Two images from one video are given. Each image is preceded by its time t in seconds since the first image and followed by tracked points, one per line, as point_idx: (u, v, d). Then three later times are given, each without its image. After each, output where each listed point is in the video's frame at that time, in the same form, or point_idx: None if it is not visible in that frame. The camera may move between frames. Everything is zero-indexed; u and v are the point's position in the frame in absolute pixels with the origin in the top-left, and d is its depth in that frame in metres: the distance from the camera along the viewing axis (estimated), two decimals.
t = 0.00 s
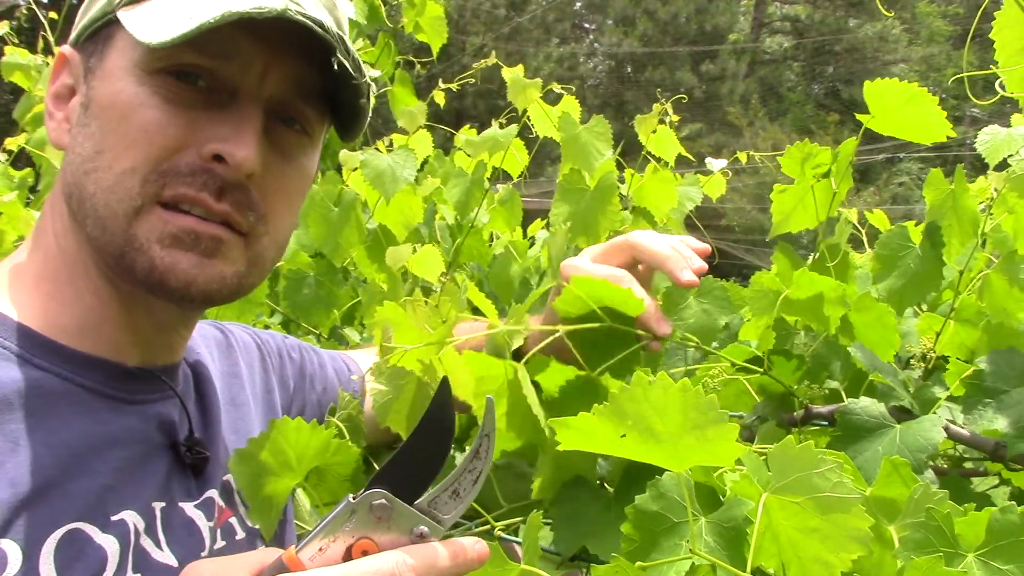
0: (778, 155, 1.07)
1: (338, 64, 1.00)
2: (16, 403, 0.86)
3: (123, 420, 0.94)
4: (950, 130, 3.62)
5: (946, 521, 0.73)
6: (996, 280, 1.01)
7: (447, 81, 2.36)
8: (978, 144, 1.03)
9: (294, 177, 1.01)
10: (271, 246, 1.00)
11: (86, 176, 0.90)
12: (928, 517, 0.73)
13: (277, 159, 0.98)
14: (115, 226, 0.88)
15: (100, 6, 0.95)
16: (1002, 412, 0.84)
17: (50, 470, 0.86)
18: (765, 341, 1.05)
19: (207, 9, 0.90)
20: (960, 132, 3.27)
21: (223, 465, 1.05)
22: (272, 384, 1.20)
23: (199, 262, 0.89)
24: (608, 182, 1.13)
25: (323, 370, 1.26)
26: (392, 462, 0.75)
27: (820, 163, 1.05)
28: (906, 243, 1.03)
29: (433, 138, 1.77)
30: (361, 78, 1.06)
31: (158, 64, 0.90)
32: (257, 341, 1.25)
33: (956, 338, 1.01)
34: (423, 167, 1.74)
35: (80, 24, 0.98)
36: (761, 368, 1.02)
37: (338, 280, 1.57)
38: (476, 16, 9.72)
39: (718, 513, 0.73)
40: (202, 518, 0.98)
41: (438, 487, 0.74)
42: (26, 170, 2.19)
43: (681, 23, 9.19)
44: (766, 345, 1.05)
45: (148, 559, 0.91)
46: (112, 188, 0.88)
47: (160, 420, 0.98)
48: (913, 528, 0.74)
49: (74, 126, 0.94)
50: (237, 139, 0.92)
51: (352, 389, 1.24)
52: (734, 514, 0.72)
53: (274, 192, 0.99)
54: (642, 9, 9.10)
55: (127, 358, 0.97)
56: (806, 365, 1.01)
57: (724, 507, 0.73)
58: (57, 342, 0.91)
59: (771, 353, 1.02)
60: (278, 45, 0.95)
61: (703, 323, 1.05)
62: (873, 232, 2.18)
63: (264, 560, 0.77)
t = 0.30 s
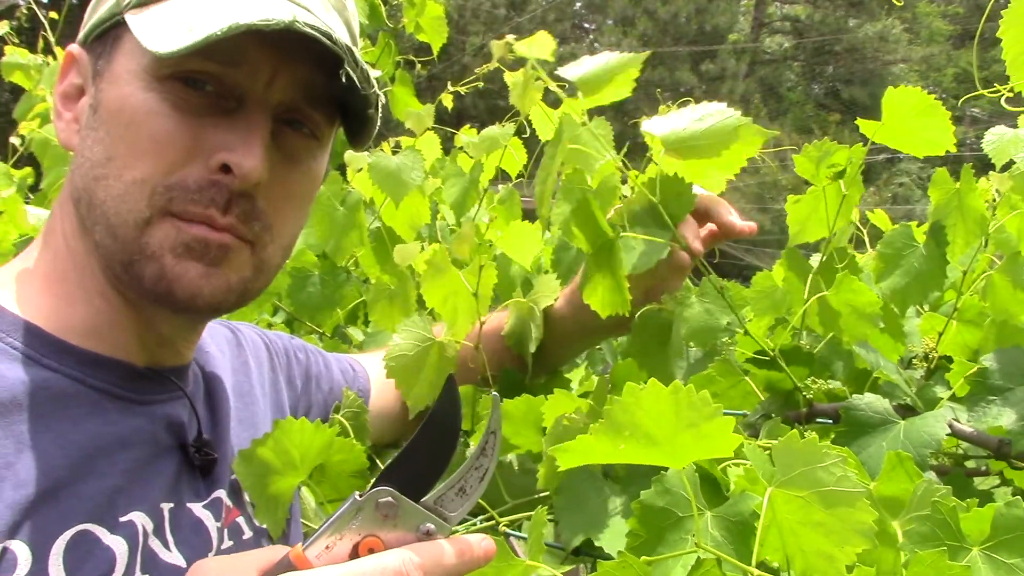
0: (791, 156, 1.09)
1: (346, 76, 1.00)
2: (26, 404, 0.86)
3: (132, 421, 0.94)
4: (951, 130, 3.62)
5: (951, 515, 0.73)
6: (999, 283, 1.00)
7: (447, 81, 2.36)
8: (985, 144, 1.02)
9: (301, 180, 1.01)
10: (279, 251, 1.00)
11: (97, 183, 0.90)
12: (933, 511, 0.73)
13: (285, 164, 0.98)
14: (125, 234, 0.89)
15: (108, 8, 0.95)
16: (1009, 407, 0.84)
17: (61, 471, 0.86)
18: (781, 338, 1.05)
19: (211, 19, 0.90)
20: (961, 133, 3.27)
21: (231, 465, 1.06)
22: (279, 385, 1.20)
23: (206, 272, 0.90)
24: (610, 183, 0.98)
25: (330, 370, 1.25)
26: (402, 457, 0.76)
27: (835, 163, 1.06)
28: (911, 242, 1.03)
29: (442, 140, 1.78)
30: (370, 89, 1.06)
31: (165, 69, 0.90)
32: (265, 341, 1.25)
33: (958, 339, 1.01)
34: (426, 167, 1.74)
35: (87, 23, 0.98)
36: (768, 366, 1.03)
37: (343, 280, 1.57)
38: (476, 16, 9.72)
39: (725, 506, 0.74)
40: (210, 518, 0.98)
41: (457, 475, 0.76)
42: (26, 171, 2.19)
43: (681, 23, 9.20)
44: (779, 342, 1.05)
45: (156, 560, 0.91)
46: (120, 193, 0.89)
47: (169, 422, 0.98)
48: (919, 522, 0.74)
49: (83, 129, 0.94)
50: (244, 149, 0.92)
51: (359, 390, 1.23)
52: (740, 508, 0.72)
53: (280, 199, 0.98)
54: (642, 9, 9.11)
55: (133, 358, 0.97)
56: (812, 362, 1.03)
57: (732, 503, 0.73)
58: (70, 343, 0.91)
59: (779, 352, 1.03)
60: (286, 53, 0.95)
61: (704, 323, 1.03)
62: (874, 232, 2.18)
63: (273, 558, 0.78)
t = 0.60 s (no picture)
0: (780, 155, 1.08)
1: (349, 79, 0.99)
2: (26, 404, 0.86)
3: (133, 421, 0.94)
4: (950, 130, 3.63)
5: (950, 520, 0.74)
6: (1001, 285, 1.00)
7: (445, 81, 2.36)
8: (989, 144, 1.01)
9: (303, 183, 1.00)
10: (279, 254, 1.00)
11: (96, 183, 0.90)
12: (932, 516, 0.73)
13: (287, 164, 0.97)
14: (122, 235, 0.89)
15: (109, 6, 0.95)
16: (1003, 409, 0.84)
17: (62, 471, 0.86)
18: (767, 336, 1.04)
19: (212, 22, 0.89)
20: (961, 133, 3.27)
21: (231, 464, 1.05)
22: (279, 384, 1.20)
23: (202, 279, 0.90)
24: (607, 185, 1.22)
25: (329, 369, 1.26)
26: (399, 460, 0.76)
27: (825, 160, 1.06)
28: (912, 242, 1.02)
29: (437, 139, 1.77)
30: (372, 93, 1.05)
31: (166, 70, 0.90)
32: (264, 339, 1.25)
33: (957, 339, 1.01)
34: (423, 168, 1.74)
35: (88, 23, 0.98)
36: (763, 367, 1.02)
37: (336, 282, 1.56)
38: (476, 16, 9.72)
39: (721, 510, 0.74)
40: (210, 518, 0.98)
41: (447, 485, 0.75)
42: (24, 171, 2.19)
43: (681, 23, 9.20)
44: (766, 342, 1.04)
45: (157, 560, 0.90)
46: (119, 194, 0.89)
47: (170, 422, 0.98)
48: (917, 528, 0.74)
49: (83, 128, 0.93)
50: (246, 152, 0.92)
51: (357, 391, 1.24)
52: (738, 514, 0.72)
53: (281, 200, 0.98)
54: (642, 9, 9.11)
55: (134, 358, 0.97)
56: (806, 361, 1.02)
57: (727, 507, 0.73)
58: (70, 344, 0.91)
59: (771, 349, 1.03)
60: (290, 55, 0.94)
61: (703, 323, 1.04)
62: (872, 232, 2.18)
63: (274, 559, 0.77)
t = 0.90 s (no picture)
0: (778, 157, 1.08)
1: (350, 84, 1.00)
2: (21, 406, 0.86)
3: (128, 422, 0.93)
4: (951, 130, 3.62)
5: (947, 526, 0.73)
6: (1000, 285, 1.01)
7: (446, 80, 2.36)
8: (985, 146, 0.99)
9: (302, 185, 1.00)
10: (276, 255, 1.00)
11: (95, 184, 0.90)
12: (928, 522, 0.73)
13: (287, 168, 0.97)
14: (119, 236, 0.89)
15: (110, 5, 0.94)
16: (1001, 416, 0.83)
17: (55, 474, 0.86)
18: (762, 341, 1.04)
19: (212, 24, 0.89)
20: (961, 133, 3.27)
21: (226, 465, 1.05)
22: (276, 382, 1.20)
23: (195, 284, 0.90)
24: (607, 184, 1.22)
25: (328, 367, 1.26)
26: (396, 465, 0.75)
27: (821, 164, 1.05)
28: (911, 243, 1.02)
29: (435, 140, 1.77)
30: (373, 97, 1.05)
31: (166, 70, 0.90)
32: (261, 338, 1.24)
33: (957, 339, 1.02)
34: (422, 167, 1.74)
35: (87, 22, 0.98)
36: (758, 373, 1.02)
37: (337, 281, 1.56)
38: (476, 16, 9.71)
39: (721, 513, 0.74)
40: (206, 520, 0.98)
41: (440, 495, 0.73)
42: (22, 170, 2.19)
43: (681, 23, 9.20)
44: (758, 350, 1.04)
45: (152, 562, 0.90)
46: (114, 194, 0.89)
47: (164, 423, 0.98)
48: (915, 533, 0.74)
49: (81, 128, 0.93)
50: (245, 153, 0.92)
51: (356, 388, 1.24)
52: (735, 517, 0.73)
53: (281, 203, 0.98)
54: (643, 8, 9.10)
55: (130, 360, 0.97)
56: (804, 366, 0.99)
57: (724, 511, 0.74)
58: (64, 346, 0.91)
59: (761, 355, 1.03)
60: (291, 58, 0.94)
61: (703, 324, 1.07)
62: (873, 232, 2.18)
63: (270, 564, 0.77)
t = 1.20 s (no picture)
0: (778, 158, 1.07)
1: (355, 89, 1.00)
2: (10, 408, 0.86)
3: (120, 424, 0.93)
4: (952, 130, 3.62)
5: (947, 525, 0.73)
6: (999, 284, 1.01)
7: (445, 80, 2.36)
8: (983, 145, 0.99)
9: (300, 187, 1.01)
10: (274, 255, 1.00)
11: (94, 188, 0.89)
12: (928, 520, 0.73)
13: (285, 170, 0.97)
14: (122, 241, 0.88)
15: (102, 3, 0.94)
16: (1001, 414, 0.83)
17: (43, 476, 0.86)
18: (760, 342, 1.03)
19: (214, 30, 0.89)
20: (961, 133, 3.27)
21: (222, 465, 1.05)
22: (271, 382, 1.20)
23: (202, 281, 0.90)
24: (609, 185, 1.22)
25: (325, 365, 1.25)
26: (384, 470, 0.74)
27: (824, 165, 1.04)
28: (909, 243, 1.02)
29: (434, 139, 1.78)
30: (378, 102, 1.07)
31: (165, 72, 0.89)
32: (258, 337, 1.24)
33: (956, 340, 1.02)
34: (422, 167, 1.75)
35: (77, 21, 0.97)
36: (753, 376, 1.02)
37: (335, 281, 1.56)
38: (476, 15, 9.72)
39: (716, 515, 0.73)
40: (198, 521, 0.98)
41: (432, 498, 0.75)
42: (20, 170, 2.18)
43: (681, 23, 9.20)
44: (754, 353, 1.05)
45: (142, 563, 0.90)
46: (110, 196, 0.88)
47: (157, 425, 0.98)
48: (915, 532, 0.73)
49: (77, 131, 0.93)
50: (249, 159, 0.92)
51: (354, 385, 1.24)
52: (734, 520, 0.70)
53: (280, 206, 0.98)
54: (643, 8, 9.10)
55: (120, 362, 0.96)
56: (805, 367, 0.99)
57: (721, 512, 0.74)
58: (53, 347, 0.91)
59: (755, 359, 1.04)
60: (293, 62, 0.94)
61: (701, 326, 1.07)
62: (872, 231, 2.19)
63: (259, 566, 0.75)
